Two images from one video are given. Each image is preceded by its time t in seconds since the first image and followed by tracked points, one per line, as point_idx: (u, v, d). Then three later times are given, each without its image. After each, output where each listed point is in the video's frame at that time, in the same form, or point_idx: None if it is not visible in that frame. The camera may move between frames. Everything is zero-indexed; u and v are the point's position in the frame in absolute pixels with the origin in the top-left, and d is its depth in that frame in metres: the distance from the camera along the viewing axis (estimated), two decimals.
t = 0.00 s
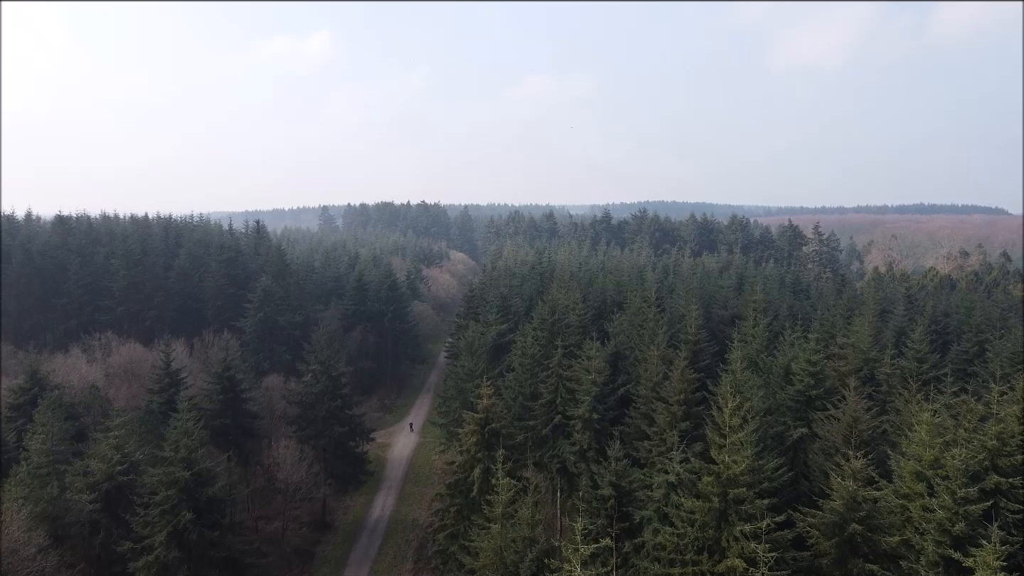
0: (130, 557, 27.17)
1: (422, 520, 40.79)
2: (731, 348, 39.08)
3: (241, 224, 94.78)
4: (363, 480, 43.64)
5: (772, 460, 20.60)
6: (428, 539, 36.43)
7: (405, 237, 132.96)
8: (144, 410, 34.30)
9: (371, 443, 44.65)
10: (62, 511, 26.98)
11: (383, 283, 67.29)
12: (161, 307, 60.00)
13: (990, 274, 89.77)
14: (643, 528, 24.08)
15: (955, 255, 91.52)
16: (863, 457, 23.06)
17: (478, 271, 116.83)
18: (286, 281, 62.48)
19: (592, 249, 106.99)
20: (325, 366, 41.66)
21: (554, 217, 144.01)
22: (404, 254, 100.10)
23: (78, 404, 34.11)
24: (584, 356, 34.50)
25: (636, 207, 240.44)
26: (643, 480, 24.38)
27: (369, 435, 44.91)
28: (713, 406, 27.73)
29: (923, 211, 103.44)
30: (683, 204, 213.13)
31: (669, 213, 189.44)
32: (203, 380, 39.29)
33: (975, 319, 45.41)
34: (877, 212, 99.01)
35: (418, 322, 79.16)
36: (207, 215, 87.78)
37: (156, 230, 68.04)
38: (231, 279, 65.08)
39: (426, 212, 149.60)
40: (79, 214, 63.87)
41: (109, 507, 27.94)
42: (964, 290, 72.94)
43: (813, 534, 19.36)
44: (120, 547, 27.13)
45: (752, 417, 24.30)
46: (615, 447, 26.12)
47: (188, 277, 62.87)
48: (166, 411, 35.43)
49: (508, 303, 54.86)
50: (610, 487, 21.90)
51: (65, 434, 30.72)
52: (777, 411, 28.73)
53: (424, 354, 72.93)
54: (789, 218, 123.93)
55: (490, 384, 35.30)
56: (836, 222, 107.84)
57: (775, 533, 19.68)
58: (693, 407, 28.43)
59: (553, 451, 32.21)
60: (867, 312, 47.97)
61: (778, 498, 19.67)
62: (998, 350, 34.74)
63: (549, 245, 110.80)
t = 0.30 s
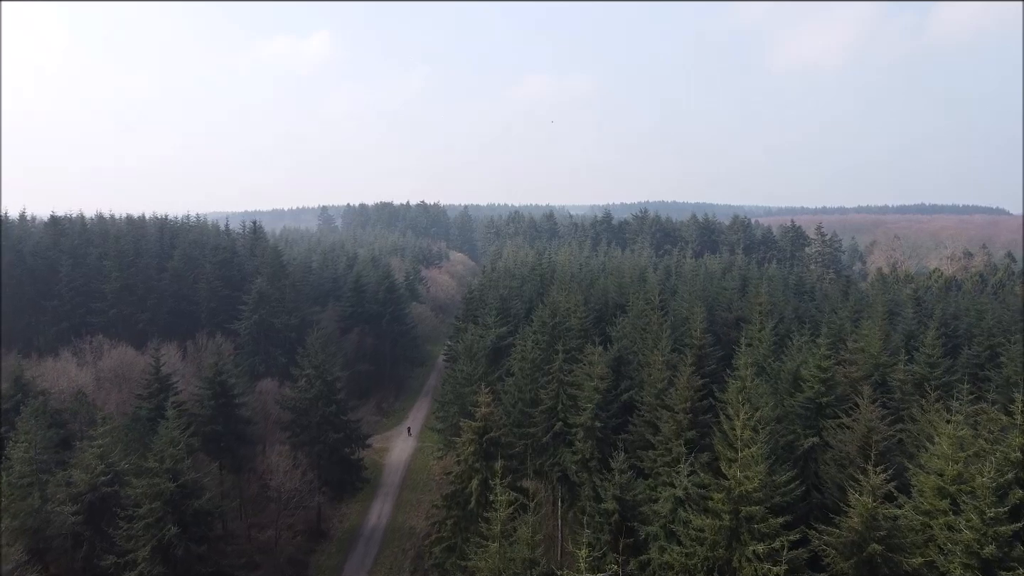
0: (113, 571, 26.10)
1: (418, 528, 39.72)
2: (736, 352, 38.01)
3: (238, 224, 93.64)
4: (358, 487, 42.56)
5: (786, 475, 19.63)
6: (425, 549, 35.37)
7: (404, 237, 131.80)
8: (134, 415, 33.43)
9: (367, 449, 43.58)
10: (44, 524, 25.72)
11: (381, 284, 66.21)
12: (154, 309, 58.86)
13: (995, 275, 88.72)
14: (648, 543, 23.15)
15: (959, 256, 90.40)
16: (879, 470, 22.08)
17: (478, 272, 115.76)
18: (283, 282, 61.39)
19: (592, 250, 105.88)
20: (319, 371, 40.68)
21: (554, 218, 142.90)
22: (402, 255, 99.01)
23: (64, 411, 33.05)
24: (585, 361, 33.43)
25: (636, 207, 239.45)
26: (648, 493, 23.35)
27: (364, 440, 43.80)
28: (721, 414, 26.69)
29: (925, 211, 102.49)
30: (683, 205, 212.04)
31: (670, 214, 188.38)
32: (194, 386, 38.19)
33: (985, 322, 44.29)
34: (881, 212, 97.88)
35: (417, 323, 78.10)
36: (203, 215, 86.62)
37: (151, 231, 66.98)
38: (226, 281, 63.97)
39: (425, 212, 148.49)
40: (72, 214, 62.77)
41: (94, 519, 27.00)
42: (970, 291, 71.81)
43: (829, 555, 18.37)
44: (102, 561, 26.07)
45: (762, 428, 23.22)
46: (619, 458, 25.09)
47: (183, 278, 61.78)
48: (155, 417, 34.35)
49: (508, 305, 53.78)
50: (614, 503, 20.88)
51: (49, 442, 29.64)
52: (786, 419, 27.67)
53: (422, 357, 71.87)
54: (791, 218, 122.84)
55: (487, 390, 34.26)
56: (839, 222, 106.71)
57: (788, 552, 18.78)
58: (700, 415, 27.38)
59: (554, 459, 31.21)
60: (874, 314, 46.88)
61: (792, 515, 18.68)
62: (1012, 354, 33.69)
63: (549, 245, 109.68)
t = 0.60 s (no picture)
0: None
1: (414, 537, 38.66)
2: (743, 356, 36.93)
3: (235, 224, 92.53)
4: (353, 494, 41.48)
5: (801, 491, 18.72)
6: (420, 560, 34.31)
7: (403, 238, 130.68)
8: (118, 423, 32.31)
9: (362, 455, 42.53)
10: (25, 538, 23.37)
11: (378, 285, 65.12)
12: (148, 311, 57.74)
13: (1000, 275, 87.58)
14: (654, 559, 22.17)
15: (964, 256, 89.23)
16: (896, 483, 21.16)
17: (477, 273, 114.70)
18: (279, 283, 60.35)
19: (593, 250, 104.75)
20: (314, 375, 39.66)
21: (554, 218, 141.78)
22: (401, 255, 97.90)
23: (49, 417, 31.97)
24: (587, 366, 32.30)
25: (636, 207, 238.13)
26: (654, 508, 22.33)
27: (359, 447, 42.72)
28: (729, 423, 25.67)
29: (928, 211, 101.37)
30: (684, 204, 210.94)
31: (670, 213, 187.30)
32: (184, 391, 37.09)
33: (996, 325, 43.18)
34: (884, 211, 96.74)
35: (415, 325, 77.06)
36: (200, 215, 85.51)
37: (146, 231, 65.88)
38: (221, 282, 62.89)
39: (425, 212, 147.33)
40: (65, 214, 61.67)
41: (70, 533, 25.84)
42: (976, 293, 70.73)
43: None
44: None
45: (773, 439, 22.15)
46: (623, 469, 24.05)
47: (178, 279, 60.71)
48: (143, 423, 33.29)
49: (507, 307, 52.67)
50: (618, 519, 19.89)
51: (32, 451, 28.56)
52: (796, 428, 26.60)
53: (421, 359, 70.82)
54: (793, 218, 121.74)
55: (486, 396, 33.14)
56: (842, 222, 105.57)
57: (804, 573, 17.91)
58: (707, 424, 26.32)
59: (554, 467, 30.26)
60: (881, 317, 45.79)
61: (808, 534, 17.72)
62: None
63: (549, 246, 108.56)
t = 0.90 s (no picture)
0: None
1: (411, 546, 37.67)
2: (749, 361, 35.84)
3: (232, 225, 91.48)
4: (350, 502, 40.50)
5: (817, 509, 17.80)
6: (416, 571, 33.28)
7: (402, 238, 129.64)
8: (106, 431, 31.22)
9: (358, 461, 41.47)
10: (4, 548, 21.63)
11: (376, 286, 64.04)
12: (141, 313, 56.69)
13: (1005, 276, 86.53)
14: None
15: (969, 256, 88.18)
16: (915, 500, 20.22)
17: (476, 273, 113.64)
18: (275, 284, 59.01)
19: (594, 250, 103.72)
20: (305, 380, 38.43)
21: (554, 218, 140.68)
22: (400, 256, 96.83)
23: (33, 424, 30.87)
24: (589, 371, 31.16)
25: (637, 207, 237.05)
26: (659, 524, 21.36)
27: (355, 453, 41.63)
28: (738, 432, 24.61)
29: (931, 211, 100.32)
30: (684, 205, 209.85)
31: (670, 213, 186.33)
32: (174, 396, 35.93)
33: (1008, 327, 42.10)
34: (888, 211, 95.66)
35: (414, 326, 76.04)
36: (196, 215, 84.39)
37: (140, 232, 64.79)
38: (216, 284, 61.80)
39: (424, 212, 146.31)
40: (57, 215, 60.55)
41: (51, 547, 24.79)
42: (982, 294, 69.68)
43: None
44: None
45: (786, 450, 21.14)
46: (629, 482, 23.06)
47: (172, 281, 59.62)
48: (131, 430, 32.21)
49: (507, 308, 51.62)
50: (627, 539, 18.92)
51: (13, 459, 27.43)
52: (808, 438, 25.53)
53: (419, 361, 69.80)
54: (795, 218, 120.73)
55: (484, 404, 31.96)
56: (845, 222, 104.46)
57: None
58: (714, 433, 25.29)
59: (556, 476, 29.30)
60: (889, 319, 44.73)
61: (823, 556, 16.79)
62: None
63: (549, 246, 107.56)
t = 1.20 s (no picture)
0: None
1: (408, 555, 36.56)
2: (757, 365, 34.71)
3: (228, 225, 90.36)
4: (345, 510, 39.38)
5: (837, 529, 16.77)
6: None
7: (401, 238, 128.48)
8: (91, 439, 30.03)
9: (353, 468, 40.33)
10: None
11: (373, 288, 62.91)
12: (133, 314, 55.55)
13: (1010, 276, 85.42)
14: None
15: (974, 257, 87.04)
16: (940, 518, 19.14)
17: (476, 274, 112.48)
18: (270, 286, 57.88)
19: (595, 251, 102.60)
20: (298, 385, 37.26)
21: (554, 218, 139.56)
22: (398, 257, 95.63)
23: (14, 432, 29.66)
24: (592, 376, 30.02)
25: (637, 207, 236.03)
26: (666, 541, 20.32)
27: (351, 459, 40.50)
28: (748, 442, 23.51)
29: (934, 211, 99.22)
30: (684, 205, 208.57)
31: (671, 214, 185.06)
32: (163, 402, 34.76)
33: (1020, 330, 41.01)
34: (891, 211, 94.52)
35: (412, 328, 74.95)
36: (191, 215, 83.15)
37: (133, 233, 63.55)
38: (210, 286, 60.61)
39: (423, 212, 145.16)
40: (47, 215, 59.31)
41: (29, 563, 23.64)
42: (989, 295, 68.53)
43: None
44: None
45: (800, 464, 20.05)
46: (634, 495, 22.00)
47: (165, 282, 58.41)
48: (117, 438, 31.02)
49: (507, 310, 50.52)
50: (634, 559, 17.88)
51: None
52: (821, 448, 24.40)
53: (418, 364, 68.68)
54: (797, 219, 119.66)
55: (482, 411, 30.80)
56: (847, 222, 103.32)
57: None
58: (723, 443, 24.19)
59: (556, 485, 28.29)
60: (898, 321, 43.64)
61: None
62: None
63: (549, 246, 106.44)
